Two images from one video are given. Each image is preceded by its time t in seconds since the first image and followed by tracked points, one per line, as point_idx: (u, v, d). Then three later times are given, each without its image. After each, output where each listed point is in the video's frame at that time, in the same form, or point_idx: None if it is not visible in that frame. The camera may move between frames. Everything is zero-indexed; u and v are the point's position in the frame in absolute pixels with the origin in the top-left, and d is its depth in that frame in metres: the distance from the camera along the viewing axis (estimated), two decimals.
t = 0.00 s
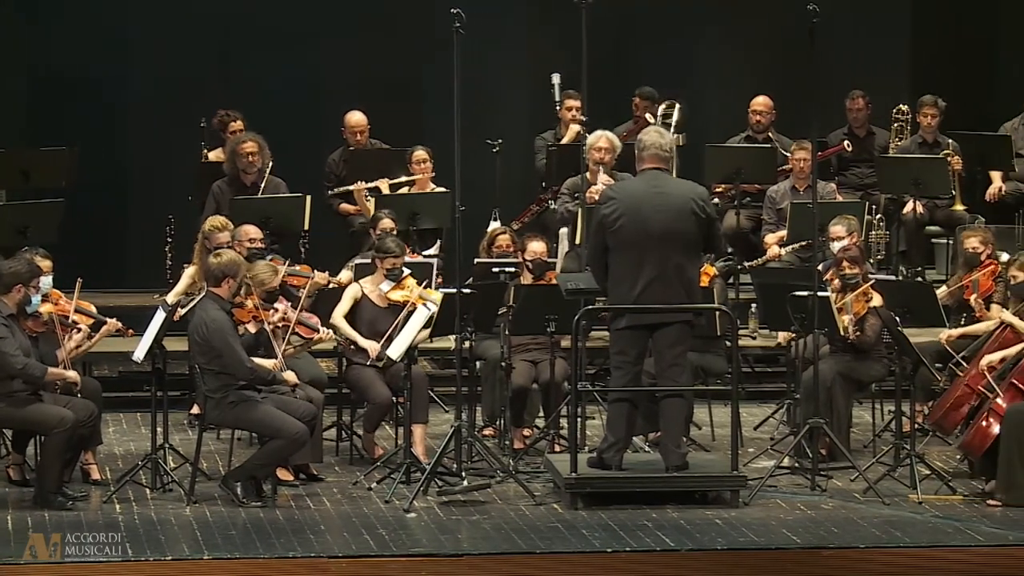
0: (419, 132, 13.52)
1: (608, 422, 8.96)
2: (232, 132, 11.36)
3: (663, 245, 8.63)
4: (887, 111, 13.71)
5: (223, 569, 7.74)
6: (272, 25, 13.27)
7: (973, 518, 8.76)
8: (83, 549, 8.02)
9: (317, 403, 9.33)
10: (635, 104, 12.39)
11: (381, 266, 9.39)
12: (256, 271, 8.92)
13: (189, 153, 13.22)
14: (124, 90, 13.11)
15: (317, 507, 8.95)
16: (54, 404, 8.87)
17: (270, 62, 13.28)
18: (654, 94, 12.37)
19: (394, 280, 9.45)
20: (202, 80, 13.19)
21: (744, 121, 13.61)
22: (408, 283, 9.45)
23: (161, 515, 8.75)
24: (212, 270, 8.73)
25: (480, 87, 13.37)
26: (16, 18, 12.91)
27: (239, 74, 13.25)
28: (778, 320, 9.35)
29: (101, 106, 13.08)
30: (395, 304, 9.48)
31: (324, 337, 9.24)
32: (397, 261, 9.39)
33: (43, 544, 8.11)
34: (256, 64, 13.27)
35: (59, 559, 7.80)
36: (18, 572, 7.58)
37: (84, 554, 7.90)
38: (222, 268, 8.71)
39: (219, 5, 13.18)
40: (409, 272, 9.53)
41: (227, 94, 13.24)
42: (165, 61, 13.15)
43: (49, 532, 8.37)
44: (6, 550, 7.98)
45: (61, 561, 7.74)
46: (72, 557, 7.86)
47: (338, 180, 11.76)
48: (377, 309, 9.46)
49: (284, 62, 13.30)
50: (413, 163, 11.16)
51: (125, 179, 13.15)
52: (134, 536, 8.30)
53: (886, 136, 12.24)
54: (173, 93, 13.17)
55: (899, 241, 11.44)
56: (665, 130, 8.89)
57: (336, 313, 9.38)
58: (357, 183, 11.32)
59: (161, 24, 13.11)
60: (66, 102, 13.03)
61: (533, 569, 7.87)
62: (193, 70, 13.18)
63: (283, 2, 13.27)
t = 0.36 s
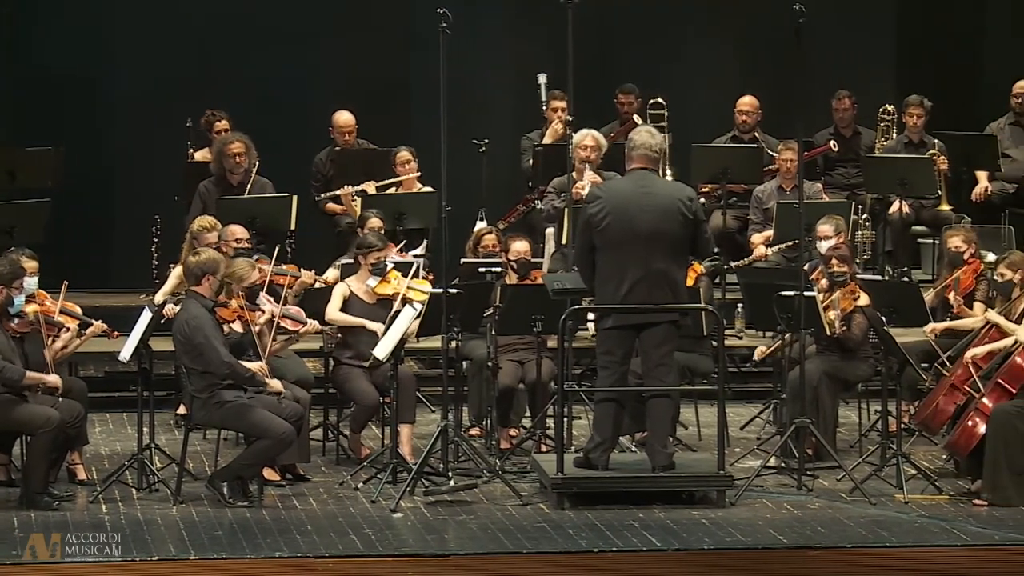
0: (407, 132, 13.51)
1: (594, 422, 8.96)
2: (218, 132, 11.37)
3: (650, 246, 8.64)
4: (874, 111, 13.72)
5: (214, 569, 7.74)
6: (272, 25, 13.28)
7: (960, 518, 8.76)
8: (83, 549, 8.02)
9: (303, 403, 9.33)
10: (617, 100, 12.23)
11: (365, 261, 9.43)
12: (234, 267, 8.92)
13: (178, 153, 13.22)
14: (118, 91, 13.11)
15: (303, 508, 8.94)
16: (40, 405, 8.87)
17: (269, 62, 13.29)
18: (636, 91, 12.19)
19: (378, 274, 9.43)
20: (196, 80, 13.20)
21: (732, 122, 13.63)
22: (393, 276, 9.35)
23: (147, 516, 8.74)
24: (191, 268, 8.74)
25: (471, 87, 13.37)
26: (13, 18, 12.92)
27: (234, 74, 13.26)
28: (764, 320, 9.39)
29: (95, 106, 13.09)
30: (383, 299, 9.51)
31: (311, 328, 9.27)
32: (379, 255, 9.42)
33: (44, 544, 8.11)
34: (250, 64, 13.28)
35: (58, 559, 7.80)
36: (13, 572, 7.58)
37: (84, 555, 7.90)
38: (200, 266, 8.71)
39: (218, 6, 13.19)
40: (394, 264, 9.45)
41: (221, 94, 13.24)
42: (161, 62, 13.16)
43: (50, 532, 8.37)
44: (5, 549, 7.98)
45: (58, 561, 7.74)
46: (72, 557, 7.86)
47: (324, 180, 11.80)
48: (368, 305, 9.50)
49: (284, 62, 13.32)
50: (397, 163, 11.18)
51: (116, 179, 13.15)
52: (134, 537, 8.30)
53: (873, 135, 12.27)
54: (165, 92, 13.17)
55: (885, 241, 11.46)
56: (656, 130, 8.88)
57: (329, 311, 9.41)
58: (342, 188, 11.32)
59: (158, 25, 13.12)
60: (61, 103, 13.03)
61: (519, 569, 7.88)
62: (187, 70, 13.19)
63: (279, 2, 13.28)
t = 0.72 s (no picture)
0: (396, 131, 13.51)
1: (582, 422, 8.96)
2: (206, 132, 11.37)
3: (638, 245, 8.63)
4: (861, 110, 13.73)
5: (207, 569, 7.74)
6: (272, 25, 13.30)
7: (947, 517, 8.76)
8: (83, 549, 8.02)
9: (290, 402, 9.34)
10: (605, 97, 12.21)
11: (345, 262, 9.47)
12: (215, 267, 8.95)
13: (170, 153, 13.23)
14: (115, 91, 13.12)
15: (291, 508, 8.94)
16: (27, 405, 8.87)
17: (265, 61, 13.31)
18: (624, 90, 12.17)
19: (360, 274, 9.46)
20: (193, 80, 13.22)
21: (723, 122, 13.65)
22: (374, 274, 9.46)
23: (135, 516, 8.74)
24: (177, 269, 8.74)
25: (461, 87, 13.38)
26: (10, 17, 12.94)
27: (230, 73, 13.27)
28: (752, 319, 9.39)
29: (92, 106, 13.10)
30: (365, 297, 9.50)
31: (296, 324, 9.30)
32: (359, 254, 9.46)
33: (43, 544, 8.11)
34: (247, 64, 13.30)
35: (58, 559, 7.80)
36: (10, 572, 7.57)
37: (84, 554, 7.90)
38: (185, 267, 8.71)
39: (219, 7, 13.21)
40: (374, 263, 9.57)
41: (218, 94, 13.26)
42: (157, 61, 13.16)
43: (50, 532, 8.38)
44: (5, 549, 7.98)
45: (56, 561, 7.73)
46: (72, 557, 7.86)
47: (313, 179, 11.83)
48: (350, 304, 9.47)
49: (280, 62, 13.34)
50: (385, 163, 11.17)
51: (109, 179, 13.16)
52: (134, 537, 8.30)
53: (861, 135, 12.28)
54: (161, 93, 13.18)
55: (873, 241, 11.47)
56: (643, 129, 8.83)
57: (313, 314, 9.38)
58: (330, 188, 11.35)
59: (157, 25, 13.14)
60: (58, 102, 13.05)
61: (507, 569, 7.88)
62: (184, 70, 13.20)
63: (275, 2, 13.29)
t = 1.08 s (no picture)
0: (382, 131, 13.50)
1: (569, 422, 8.96)
2: (193, 132, 11.37)
3: (623, 245, 8.63)
4: (848, 110, 13.75)
5: (203, 569, 7.74)
6: (270, 25, 13.31)
7: (934, 517, 8.76)
8: (83, 549, 8.03)
9: (276, 402, 9.34)
10: (590, 97, 12.20)
11: (322, 264, 9.48)
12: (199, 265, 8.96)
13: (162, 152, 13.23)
14: (111, 91, 13.13)
15: (278, 507, 8.94)
16: (13, 404, 8.86)
17: (261, 61, 13.33)
18: (610, 90, 12.15)
19: (337, 275, 9.55)
20: (188, 81, 13.23)
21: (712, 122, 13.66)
22: (351, 276, 9.58)
23: (121, 516, 8.73)
24: (166, 269, 8.72)
25: (449, 87, 13.38)
26: (7, 17, 12.95)
27: (225, 73, 13.28)
28: (738, 320, 9.37)
29: (87, 105, 13.11)
30: (343, 299, 9.56)
31: (280, 324, 9.25)
32: (334, 256, 9.48)
33: (44, 544, 8.11)
34: (245, 65, 13.32)
35: (57, 559, 7.80)
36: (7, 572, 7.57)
37: (83, 555, 7.90)
38: (175, 267, 8.69)
39: (218, 7, 13.22)
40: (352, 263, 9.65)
41: (213, 94, 13.27)
42: (152, 61, 13.17)
43: (49, 532, 8.37)
44: (5, 549, 7.98)
45: (54, 561, 7.73)
46: (71, 557, 7.86)
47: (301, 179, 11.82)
48: (328, 307, 9.51)
49: (275, 62, 13.35)
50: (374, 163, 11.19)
51: (101, 179, 13.16)
52: (135, 537, 8.31)
53: (847, 135, 12.30)
54: (160, 93, 13.19)
55: (859, 241, 11.50)
56: (627, 130, 8.88)
57: (294, 316, 9.38)
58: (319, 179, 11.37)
59: (155, 25, 13.15)
60: (54, 101, 13.06)
61: (494, 569, 7.87)
62: (180, 70, 13.21)
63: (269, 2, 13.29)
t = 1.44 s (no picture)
0: (367, 130, 13.48)
1: (556, 422, 8.95)
2: (181, 132, 11.37)
3: (611, 245, 8.63)
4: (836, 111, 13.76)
5: (196, 569, 7.73)
6: (266, 25, 13.31)
7: (921, 517, 8.76)
8: (84, 549, 8.02)
9: (263, 402, 9.34)
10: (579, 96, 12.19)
11: (307, 263, 9.48)
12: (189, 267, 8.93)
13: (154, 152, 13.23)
14: (104, 90, 13.12)
15: (265, 507, 8.94)
16: (1, 405, 8.83)
17: (256, 61, 13.33)
18: (599, 90, 12.14)
19: (323, 275, 9.54)
20: (183, 80, 13.22)
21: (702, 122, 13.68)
22: (336, 276, 9.53)
23: (109, 516, 8.73)
24: (151, 268, 8.73)
25: (439, 87, 13.39)
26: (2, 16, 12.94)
27: (219, 73, 13.28)
28: (725, 319, 9.37)
29: (82, 105, 13.11)
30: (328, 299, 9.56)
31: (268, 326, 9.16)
32: (321, 256, 9.49)
33: (44, 544, 8.10)
34: (244, 65, 13.32)
35: (57, 559, 7.79)
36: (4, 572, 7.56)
37: (84, 554, 7.89)
38: (161, 265, 8.70)
39: (219, 7, 13.22)
40: (338, 263, 9.60)
41: (207, 94, 13.27)
42: (147, 60, 13.18)
43: (49, 532, 8.38)
44: (5, 549, 7.97)
45: (54, 561, 7.72)
46: (72, 557, 7.85)
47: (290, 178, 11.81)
48: (313, 308, 9.50)
49: (269, 62, 13.35)
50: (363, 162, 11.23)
51: (93, 179, 13.15)
52: (136, 537, 8.30)
53: (835, 135, 12.32)
54: (160, 92, 13.19)
55: (847, 241, 11.52)
56: (615, 130, 8.89)
57: (274, 318, 9.39)
58: (306, 171, 11.30)
59: (154, 25, 13.16)
60: (50, 101, 13.06)
61: (482, 569, 7.86)
62: (176, 70, 13.21)
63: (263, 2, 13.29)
